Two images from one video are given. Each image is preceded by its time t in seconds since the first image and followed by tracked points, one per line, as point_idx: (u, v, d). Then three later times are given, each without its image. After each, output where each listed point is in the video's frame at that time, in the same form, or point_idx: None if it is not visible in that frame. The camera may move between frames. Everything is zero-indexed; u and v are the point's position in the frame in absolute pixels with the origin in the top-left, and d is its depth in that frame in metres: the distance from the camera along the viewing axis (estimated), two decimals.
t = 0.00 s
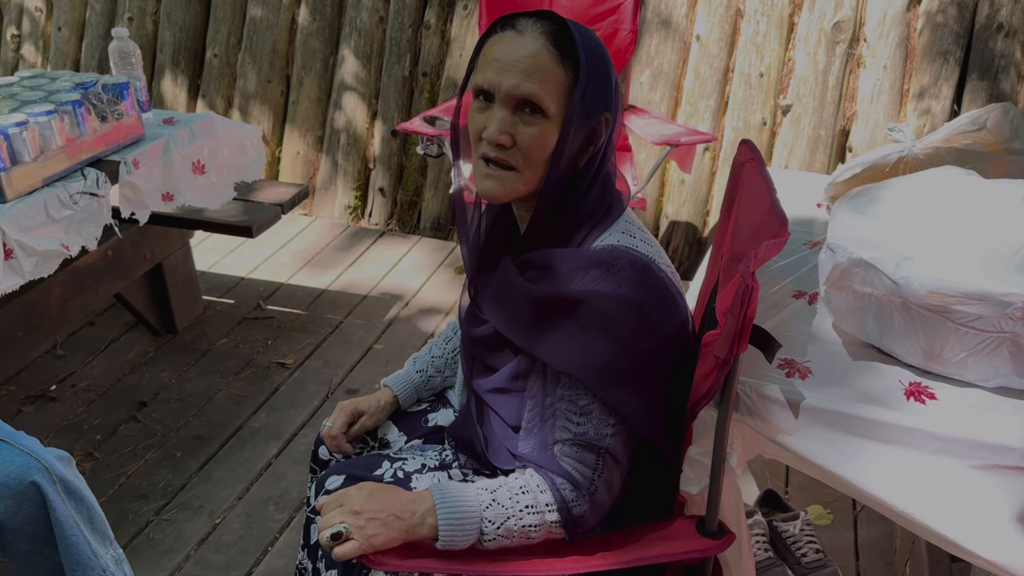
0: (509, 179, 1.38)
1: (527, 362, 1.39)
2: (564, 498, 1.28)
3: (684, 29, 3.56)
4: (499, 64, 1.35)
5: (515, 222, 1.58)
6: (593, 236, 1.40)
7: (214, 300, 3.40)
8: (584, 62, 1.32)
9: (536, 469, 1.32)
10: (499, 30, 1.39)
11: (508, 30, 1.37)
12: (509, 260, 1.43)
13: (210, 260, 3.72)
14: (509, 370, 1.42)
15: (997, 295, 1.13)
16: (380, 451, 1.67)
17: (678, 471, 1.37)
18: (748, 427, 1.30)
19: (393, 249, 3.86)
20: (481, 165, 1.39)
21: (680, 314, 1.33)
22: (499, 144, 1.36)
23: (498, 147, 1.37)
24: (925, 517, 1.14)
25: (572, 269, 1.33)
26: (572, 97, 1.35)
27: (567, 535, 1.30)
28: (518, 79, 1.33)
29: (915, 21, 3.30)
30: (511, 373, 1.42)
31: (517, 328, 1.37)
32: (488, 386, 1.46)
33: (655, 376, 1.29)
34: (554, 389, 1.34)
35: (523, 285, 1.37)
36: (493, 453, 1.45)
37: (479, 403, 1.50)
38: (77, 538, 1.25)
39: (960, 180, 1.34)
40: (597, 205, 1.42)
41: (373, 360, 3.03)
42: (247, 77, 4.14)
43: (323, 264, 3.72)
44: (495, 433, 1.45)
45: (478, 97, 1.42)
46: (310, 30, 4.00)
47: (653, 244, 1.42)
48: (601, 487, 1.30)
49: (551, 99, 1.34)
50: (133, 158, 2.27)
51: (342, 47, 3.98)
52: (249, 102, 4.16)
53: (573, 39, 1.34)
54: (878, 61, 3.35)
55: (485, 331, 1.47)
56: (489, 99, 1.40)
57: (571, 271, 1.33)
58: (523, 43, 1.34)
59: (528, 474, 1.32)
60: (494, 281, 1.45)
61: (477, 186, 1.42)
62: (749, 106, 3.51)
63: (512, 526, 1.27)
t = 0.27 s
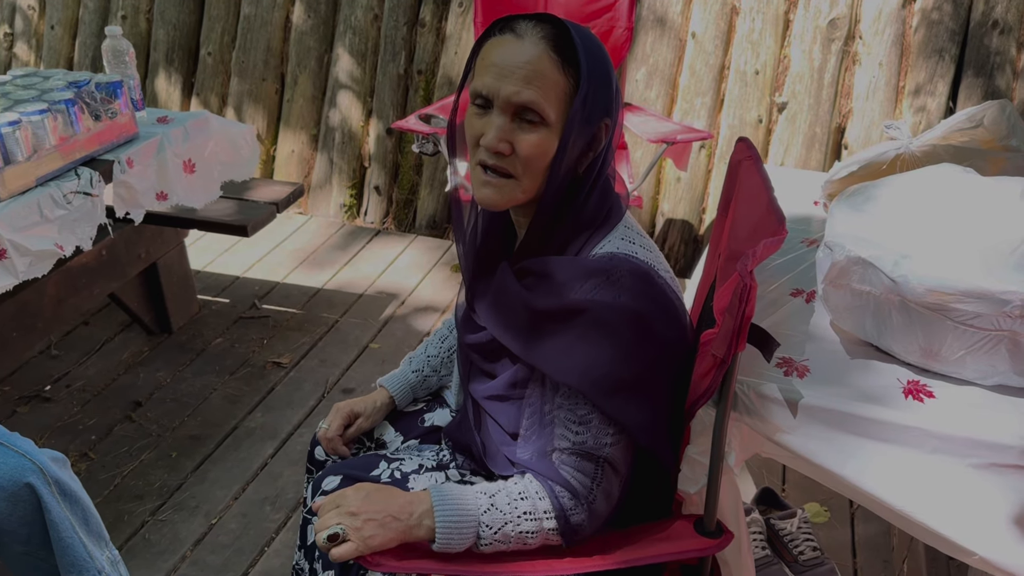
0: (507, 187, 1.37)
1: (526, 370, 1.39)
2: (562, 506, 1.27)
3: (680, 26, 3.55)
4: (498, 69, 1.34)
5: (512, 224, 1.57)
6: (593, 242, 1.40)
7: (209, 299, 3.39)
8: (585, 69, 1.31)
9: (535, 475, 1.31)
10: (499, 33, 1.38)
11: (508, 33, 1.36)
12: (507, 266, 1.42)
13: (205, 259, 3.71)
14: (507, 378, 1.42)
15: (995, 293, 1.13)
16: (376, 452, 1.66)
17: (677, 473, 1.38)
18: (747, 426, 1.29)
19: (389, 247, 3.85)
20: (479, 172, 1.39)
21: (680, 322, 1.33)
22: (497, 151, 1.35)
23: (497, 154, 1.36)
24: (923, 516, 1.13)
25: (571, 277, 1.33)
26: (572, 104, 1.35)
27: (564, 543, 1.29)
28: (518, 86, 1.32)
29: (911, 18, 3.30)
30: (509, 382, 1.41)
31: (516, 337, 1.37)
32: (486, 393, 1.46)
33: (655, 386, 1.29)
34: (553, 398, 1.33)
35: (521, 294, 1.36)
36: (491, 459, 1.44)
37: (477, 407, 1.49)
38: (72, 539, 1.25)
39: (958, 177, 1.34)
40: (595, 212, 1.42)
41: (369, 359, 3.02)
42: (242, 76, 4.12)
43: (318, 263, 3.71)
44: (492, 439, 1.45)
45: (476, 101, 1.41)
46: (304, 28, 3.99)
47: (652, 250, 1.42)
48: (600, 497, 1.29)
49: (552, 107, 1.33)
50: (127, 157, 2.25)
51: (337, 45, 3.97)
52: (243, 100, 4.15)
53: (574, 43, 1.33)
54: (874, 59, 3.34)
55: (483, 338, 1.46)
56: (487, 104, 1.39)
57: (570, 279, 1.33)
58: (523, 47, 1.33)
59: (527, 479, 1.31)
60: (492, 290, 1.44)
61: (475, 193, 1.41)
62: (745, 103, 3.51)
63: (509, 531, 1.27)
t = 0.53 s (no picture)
0: (503, 194, 1.37)
1: (522, 375, 1.39)
2: (560, 510, 1.27)
3: (677, 22, 3.54)
4: (492, 76, 1.33)
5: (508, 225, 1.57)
6: (589, 246, 1.40)
7: (204, 297, 3.38)
8: (579, 74, 1.30)
9: (533, 479, 1.31)
10: (491, 37, 1.37)
11: (500, 38, 1.35)
12: (503, 270, 1.42)
13: (201, 257, 3.70)
14: (503, 382, 1.42)
15: (993, 291, 1.13)
16: (372, 451, 1.66)
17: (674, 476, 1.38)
18: (743, 424, 1.29)
19: (385, 245, 3.84)
20: (473, 178, 1.38)
21: (677, 326, 1.32)
22: (492, 159, 1.34)
23: (491, 162, 1.35)
24: (921, 515, 1.13)
25: (568, 283, 1.32)
26: (567, 110, 1.34)
27: (560, 547, 1.28)
28: (512, 93, 1.31)
29: (908, 14, 3.30)
30: (505, 386, 1.41)
31: (512, 342, 1.36)
32: (482, 397, 1.45)
33: (652, 391, 1.29)
34: (549, 402, 1.33)
35: (517, 300, 1.36)
36: (487, 462, 1.43)
37: (473, 410, 1.49)
38: (67, 539, 1.24)
39: (956, 174, 1.33)
40: (591, 217, 1.42)
41: (365, 357, 3.01)
42: (237, 73, 4.11)
43: (315, 260, 3.70)
44: (488, 442, 1.44)
45: (469, 108, 1.40)
46: (300, 25, 3.97)
47: (650, 252, 1.41)
48: (597, 502, 1.29)
49: (546, 114, 1.32)
50: (121, 154, 2.24)
51: (333, 42, 3.95)
52: (239, 97, 4.13)
53: (567, 48, 1.32)
54: (871, 55, 3.34)
55: (479, 342, 1.46)
56: (480, 111, 1.38)
57: (566, 285, 1.32)
58: (516, 52, 1.32)
59: (524, 482, 1.31)
60: (488, 294, 1.44)
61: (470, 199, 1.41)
62: (742, 100, 3.50)
63: (505, 533, 1.26)
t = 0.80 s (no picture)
0: (500, 185, 1.35)
1: (520, 368, 1.38)
2: (559, 503, 1.26)
3: (675, 16, 3.53)
4: (488, 66, 1.32)
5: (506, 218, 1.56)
6: (588, 238, 1.39)
7: (201, 292, 3.36)
8: (576, 64, 1.29)
9: (531, 472, 1.30)
10: (487, 27, 1.36)
11: (496, 28, 1.33)
12: (500, 263, 1.41)
13: (197, 253, 3.68)
14: (501, 375, 1.41)
15: (995, 284, 1.12)
16: (369, 446, 1.65)
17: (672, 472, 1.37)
18: (743, 419, 1.28)
19: (382, 240, 3.83)
20: (471, 170, 1.37)
21: (674, 317, 1.32)
22: (489, 150, 1.33)
23: (488, 154, 1.34)
24: (922, 510, 1.12)
25: (565, 275, 1.31)
26: (565, 100, 1.33)
27: (560, 540, 1.28)
28: (508, 83, 1.30)
29: (907, 8, 3.29)
30: (503, 378, 1.40)
31: (510, 336, 1.35)
32: (480, 390, 1.44)
33: (651, 383, 1.28)
34: (548, 395, 1.33)
35: (515, 293, 1.35)
36: (486, 456, 1.42)
37: (470, 404, 1.48)
38: (62, 535, 1.23)
39: (955, 167, 1.33)
40: (590, 208, 1.41)
41: (363, 352, 3.00)
42: (234, 67, 4.09)
43: (312, 255, 3.69)
44: (487, 435, 1.43)
45: (465, 98, 1.39)
46: (297, 18, 3.95)
47: (648, 244, 1.40)
48: (596, 494, 1.29)
49: (543, 104, 1.31)
50: (117, 148, 2.23)
51: (330, 36, 3.93)
52: (235, 92, 4.11)
53: (564, 37, 1.31)
54: (870, 49, 3.33)
55: (477, 335, 1.45)
56: (477, 102, 1.37)
57: (564, 277, 1.31)
58: (511, 42, 1.31)
59: (524, 474, 1.29)
60: (486, 288, 1.43)
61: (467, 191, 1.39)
62: (740, 94, 3.49)
63: (506, 526, 1.25)
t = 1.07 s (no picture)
0: (504, 169, 1.34)
1: (523, 355, 1.37)
2: (563, 492, 1.25)
3: (675, 9, 3.51)
4: (494, 48, 1.30)
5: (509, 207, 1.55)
6: (590, 224, 1.38)
7: (199, 287, 3.35)
8: (582, 47, 1.27)
9: (534, 462, 1.29)
10: (493, 10, 1.34)
11: (502, 11, 1.32)
12: (503, 250, 1.39)
13: (196, 247, 3.67)
14: (504, 363, 1.40)
15: (1003, 279, 1.11)
16: (370, 442, 1.64)
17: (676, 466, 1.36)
18: (748, 415, 1.27)
19: (381, 234, 3.82)
20: (475, 153, 1.35)
21: (678, 304, 1.30)
22: (494, 132, 1.32)
23: (493, 136, 1.33)
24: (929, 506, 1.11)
25: (568, 260, 1.30)
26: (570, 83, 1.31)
27: (565, 530, 1.27)
28: (513, 64, 1.29)
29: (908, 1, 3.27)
30: (507, 366, 1.39)
31: (513, 323, 1.34)
32: (483, 379, 1.43)
33: (655, 369, 1.27)
34: (552, 382, 1.32)
35: (518, 279, 1.34)
36: (489, 446, 1.41)
37: (473, 394, 1.47)
38: (61, 531, 1.22)
39: (962, 161, 1.31)
40: (593, 194, 1.39)
41: (363, 348, 2.99)
42: (231, 61, 4.06)
43: (311, 250, 3.67)
44: (490, 425, 1.42)
45: (471, 81, 1.38)
46: (295, 12, 3.93)
47: (651, 232, 1.39)
48: (600, 482, 1.28)
49: (548, 87, 1.30)
50: (114, 142, 2.21)
51: (328, 30, 3.91)
52: (233, 87, 4.09)
53: (570, 21, 1.29)
54: (871, 43, 3.31)
55: (480, 323, 1.43)
56: (482, 84, 1.35)
57: (567, 263, 1.30)
58: (517, 25, 1.29)
59: (527, 466, 1.28)
60: (489, 275, 1.42)
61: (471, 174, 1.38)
62: (741, 88, 3.47)
63: (510, 518, 1.24)
